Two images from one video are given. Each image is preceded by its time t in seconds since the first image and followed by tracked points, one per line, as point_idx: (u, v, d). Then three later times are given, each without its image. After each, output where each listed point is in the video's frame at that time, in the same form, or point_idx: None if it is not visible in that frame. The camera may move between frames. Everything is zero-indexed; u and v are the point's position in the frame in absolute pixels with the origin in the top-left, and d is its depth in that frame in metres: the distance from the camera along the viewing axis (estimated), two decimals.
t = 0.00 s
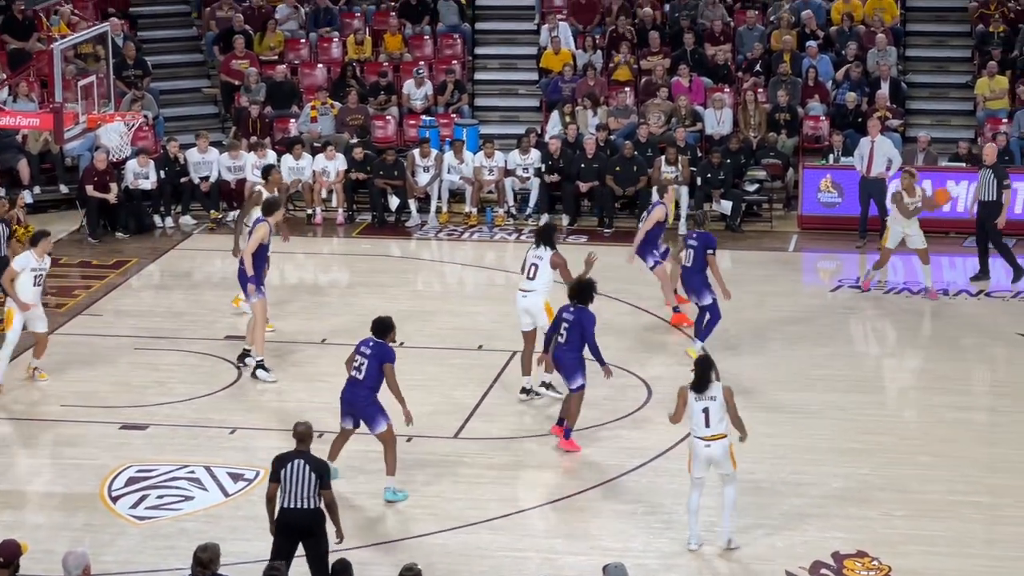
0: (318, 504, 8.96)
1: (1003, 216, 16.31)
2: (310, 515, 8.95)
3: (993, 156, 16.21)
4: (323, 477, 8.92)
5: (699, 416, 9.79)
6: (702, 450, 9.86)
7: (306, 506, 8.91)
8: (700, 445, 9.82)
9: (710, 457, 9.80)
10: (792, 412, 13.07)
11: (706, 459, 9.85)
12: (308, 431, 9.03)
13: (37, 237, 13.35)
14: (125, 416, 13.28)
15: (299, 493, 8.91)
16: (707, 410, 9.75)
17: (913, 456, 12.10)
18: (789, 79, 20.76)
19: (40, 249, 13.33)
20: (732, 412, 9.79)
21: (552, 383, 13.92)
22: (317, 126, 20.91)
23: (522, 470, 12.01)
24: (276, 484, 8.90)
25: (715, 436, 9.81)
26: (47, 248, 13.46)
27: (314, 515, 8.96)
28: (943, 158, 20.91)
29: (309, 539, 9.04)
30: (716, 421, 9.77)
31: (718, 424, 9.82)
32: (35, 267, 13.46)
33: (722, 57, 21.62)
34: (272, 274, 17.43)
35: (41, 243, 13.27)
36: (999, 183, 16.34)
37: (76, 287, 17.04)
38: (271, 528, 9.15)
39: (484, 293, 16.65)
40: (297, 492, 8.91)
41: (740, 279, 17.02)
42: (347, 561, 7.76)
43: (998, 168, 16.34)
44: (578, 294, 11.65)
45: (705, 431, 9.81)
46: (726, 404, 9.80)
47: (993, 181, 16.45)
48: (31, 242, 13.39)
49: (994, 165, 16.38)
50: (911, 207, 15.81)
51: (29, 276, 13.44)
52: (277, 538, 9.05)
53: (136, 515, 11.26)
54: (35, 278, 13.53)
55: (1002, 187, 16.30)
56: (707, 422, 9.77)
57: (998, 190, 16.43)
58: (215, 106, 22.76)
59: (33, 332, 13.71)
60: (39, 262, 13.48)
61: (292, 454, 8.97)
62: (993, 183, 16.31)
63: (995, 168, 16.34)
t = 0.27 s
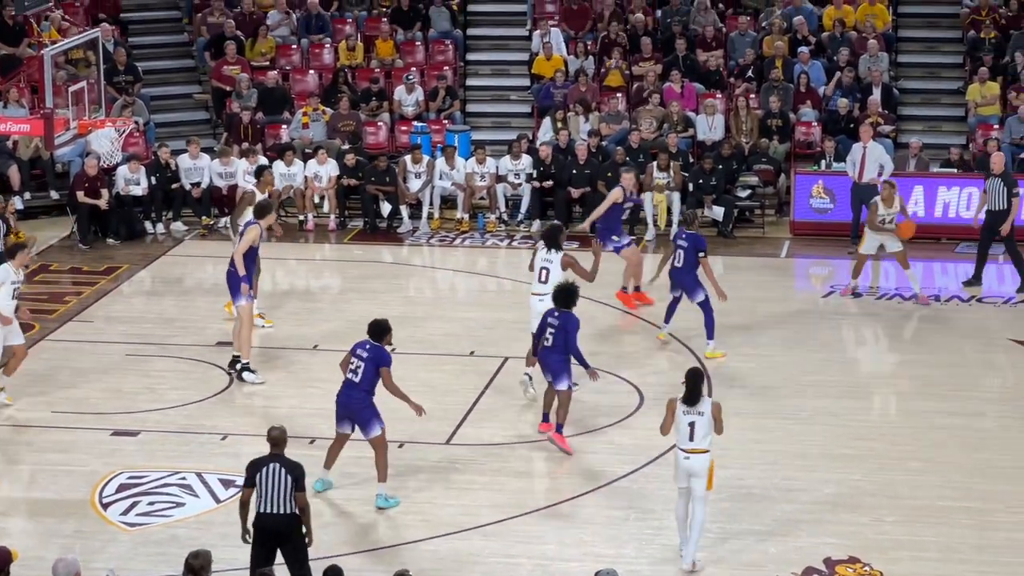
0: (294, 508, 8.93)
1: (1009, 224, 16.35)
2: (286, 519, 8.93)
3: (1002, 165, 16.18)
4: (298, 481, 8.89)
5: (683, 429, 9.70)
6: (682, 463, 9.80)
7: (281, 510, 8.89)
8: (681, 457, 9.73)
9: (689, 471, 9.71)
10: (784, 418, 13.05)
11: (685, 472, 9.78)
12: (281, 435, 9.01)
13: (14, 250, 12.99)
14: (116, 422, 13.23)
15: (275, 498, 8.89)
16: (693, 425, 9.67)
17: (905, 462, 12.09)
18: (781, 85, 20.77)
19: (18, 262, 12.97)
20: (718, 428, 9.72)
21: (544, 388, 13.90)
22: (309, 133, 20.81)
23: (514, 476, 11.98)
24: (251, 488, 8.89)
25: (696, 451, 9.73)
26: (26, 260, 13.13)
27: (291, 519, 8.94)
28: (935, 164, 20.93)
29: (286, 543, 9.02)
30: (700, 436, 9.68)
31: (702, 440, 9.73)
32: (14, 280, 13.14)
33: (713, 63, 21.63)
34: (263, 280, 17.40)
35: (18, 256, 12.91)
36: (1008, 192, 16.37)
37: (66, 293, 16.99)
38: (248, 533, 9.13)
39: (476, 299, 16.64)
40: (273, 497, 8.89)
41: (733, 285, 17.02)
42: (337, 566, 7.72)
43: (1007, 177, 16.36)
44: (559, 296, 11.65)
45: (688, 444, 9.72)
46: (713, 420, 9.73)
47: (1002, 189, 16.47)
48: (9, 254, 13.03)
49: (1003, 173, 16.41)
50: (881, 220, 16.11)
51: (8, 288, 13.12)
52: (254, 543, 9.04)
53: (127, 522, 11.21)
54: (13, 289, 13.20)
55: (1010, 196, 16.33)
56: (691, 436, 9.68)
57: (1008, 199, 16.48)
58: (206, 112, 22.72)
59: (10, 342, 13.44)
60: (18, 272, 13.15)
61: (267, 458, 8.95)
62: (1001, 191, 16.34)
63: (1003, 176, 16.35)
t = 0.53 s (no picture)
0: (279, 509, 8.91)
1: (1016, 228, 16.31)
2: (272, 521, 8.91)
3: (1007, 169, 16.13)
4: (282, 482, 8.88)
5: (672, 435, 9.60)
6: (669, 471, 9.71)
7: (265, 512, 8.87)
8: (666, 465, 9.65)
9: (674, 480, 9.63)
10: (776, 422, 13.05)
11: (671, 480, 9.69)
12: (264, 437, 8.98)
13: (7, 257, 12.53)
14: (107, 426, 13.20)
15: (260, 500, 8.88)
16: (680, 432, 9.56)
17: (896, 465, 12.09)
18: (772, 88, 20.77)
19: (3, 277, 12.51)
20: (707, 438, 9.61)
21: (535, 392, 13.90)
22: (299, 135, 20.91)
23: (505, 479, 11.97)
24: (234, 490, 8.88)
25: (681, 459, 9.62)
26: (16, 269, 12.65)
27: (276, 521, 8.93)
28: (926, 167, 20.95)
29: (271, 546, 8.98)
30: (686, 445, 9.56)
31: (689, 448, 9.60)
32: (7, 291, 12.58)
33: (704, 66, 21.64)
34: (255, 284, 17.37)
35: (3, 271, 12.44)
36: (1014, 196, 16.33)
37: (57, 296, 16.95)
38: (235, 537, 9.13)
39: (468, 302, 16.63)
40: (257, 498, 8.88)
41: (725, 288, 17.02)
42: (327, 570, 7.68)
43: (1012, 180, 16.32)
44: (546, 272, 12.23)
45: (674, 452, 9.62)
46: (704, 429, 9.60)
47: (1007, 193, 16.42)
48: None
49: (1009, 177, 16.36)
50: (853, 215, 16.11)
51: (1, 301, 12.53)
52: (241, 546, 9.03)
53: (117, 526, 11.18)
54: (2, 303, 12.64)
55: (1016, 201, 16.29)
56: (677, 444, 9.58)
57: (1013, 203, 16.44)
58: (197, 116, 22.69)
59: None
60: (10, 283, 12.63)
61: (249, 460, 8.95)
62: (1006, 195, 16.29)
63: (1008, 180, 16.30)
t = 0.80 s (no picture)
0: (275, 510, 8.93)
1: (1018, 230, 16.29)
2: (267, 522, 8.93)
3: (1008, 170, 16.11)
4: (279, 482, 8.91)
5: (664, 439, 9.58)
6: (666, 475, 9.66)
7: (262, 512, 8.89)
8: (663, 469, 9.61)
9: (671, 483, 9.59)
10: (770, 423, 13.06)
11: (670, 484, 9.64)
12: (260, 438, 9.00)
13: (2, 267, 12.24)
14: (102, 427, 13.20)
15: (256, 500, 8.89)
16: (672, 434, 9.55)
17: (890, 466, 12.10)
18: (767, 90, 20.80)
19: None
20: (697, 438, 9.59)
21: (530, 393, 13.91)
22: (294, 137, 20.67)
23: (500, 480, 11.97)
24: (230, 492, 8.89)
25: (678, 461, 9.61)
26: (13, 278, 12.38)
27: (273, 522, 8.94)
28: (920, 169, 20.98)
29: (266, 548, 8.98)
30: (681, 446, 9.56)
31: (684, 450, 9.60)
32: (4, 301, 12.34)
33: (699, 68, 21.66)
34: (250, 285, 17.37)
35: None
36: (1015, 197, 16.31)
37: (53, 298, 16.95)
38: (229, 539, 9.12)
39: (463, 303, 16.64)
40: (254, 499, 8.89)
41: (720, 289, 17.04)
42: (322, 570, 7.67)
43: (1013, 182, 16.30)
44: (540, 274, 12.33)
45: (669, 455, 9.60)
46: (693, 430, 9.59)
47: (1008, 195, 16.39)
48: None
49: (1010, 179, 16.34)
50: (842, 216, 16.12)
51: None
52: (235, 549, 9.01)
53: (112, 527, 11.18)
54: None
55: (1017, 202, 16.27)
56: (671, 446, 9.56)
57: (1013, 205, 16.42)
58: (193, 117, 22.71)
59: None
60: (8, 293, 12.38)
61: (245, 461, 8.97)
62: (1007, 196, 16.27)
63: (1008, 181, 16.29)
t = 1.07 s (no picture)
0: (277, 509, 8.92)
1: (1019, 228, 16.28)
2: (270, 520, 8.92)
3: (1010, 169, 16.11)
4: (280, 481, 8.90)
5: (660, 441, 9.60)
6: (668, 476, 9.65)
7: (263, 511, 8.88)
8: (665, 471, 9.62)
9: (674, 483, 9.58)
10: (770, 421, 13.07)
11: (672, 485, 9.63)
12: (264, 436, 9.01)
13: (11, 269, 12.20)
14: (102, 425, 13.21)
15: (257, 499, 8.89)
16: (668, 435, 9.57)
17: (890, 465, 12.11)
18: (767, 88, 20.80)
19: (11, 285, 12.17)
20: (694, 438, 9.59)
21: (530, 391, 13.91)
22: (294, 135, 20.69)
23: (500, 479, 11.98)
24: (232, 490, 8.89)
25: (678, 462, 9.60)
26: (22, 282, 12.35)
27: (274, 520, 8.93)
28: (920, 167, 20.98)
29: (268, 546, 8.97)
30: (679, 446, 9.56)
31: (682, 450, 9.61)
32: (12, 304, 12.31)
33: (699, 66, 21.65)
34: (250, 283, 17.37)
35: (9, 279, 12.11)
36: (1016, 196, 16.30)
37: (53, 296, 16.95)
38: (232, 537, 9.12)
39: (464, 301, 16.65)
40: (255, 497, 8.89)
41: (719, 287, 17.04)
42: (323, 568, 7.67)
43: (1015, 180, 16.28)
44: (537, 255, 12.71)
45: (669, 456, 9.60)
46: (689, 430, 9.59)
47: (1010, 193, 16.37)
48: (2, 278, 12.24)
49: (1011, 177, 16.32)
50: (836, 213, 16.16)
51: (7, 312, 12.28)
52: (238, 546, 9.02)
53: (112, 525, 11.19)
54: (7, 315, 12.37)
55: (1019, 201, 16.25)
56: (669, 447, 9.57)
57: (1015, 203, 16.40)
58: (192, 116, 22.71)
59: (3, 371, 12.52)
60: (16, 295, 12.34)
61: (248, 460, 8.97)
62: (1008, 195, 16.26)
63: (1010, 180, 16.27)
